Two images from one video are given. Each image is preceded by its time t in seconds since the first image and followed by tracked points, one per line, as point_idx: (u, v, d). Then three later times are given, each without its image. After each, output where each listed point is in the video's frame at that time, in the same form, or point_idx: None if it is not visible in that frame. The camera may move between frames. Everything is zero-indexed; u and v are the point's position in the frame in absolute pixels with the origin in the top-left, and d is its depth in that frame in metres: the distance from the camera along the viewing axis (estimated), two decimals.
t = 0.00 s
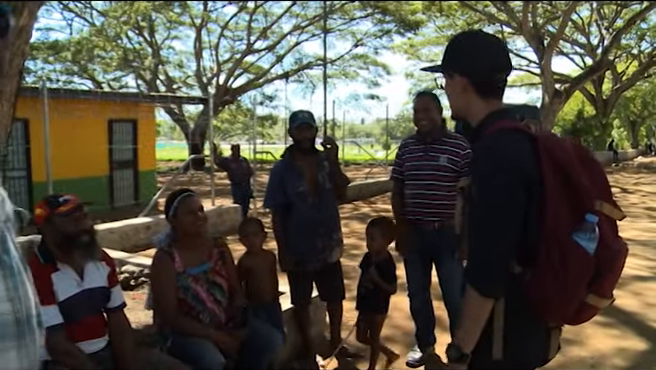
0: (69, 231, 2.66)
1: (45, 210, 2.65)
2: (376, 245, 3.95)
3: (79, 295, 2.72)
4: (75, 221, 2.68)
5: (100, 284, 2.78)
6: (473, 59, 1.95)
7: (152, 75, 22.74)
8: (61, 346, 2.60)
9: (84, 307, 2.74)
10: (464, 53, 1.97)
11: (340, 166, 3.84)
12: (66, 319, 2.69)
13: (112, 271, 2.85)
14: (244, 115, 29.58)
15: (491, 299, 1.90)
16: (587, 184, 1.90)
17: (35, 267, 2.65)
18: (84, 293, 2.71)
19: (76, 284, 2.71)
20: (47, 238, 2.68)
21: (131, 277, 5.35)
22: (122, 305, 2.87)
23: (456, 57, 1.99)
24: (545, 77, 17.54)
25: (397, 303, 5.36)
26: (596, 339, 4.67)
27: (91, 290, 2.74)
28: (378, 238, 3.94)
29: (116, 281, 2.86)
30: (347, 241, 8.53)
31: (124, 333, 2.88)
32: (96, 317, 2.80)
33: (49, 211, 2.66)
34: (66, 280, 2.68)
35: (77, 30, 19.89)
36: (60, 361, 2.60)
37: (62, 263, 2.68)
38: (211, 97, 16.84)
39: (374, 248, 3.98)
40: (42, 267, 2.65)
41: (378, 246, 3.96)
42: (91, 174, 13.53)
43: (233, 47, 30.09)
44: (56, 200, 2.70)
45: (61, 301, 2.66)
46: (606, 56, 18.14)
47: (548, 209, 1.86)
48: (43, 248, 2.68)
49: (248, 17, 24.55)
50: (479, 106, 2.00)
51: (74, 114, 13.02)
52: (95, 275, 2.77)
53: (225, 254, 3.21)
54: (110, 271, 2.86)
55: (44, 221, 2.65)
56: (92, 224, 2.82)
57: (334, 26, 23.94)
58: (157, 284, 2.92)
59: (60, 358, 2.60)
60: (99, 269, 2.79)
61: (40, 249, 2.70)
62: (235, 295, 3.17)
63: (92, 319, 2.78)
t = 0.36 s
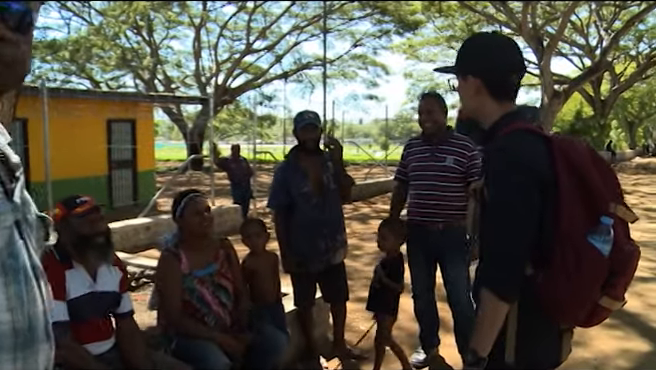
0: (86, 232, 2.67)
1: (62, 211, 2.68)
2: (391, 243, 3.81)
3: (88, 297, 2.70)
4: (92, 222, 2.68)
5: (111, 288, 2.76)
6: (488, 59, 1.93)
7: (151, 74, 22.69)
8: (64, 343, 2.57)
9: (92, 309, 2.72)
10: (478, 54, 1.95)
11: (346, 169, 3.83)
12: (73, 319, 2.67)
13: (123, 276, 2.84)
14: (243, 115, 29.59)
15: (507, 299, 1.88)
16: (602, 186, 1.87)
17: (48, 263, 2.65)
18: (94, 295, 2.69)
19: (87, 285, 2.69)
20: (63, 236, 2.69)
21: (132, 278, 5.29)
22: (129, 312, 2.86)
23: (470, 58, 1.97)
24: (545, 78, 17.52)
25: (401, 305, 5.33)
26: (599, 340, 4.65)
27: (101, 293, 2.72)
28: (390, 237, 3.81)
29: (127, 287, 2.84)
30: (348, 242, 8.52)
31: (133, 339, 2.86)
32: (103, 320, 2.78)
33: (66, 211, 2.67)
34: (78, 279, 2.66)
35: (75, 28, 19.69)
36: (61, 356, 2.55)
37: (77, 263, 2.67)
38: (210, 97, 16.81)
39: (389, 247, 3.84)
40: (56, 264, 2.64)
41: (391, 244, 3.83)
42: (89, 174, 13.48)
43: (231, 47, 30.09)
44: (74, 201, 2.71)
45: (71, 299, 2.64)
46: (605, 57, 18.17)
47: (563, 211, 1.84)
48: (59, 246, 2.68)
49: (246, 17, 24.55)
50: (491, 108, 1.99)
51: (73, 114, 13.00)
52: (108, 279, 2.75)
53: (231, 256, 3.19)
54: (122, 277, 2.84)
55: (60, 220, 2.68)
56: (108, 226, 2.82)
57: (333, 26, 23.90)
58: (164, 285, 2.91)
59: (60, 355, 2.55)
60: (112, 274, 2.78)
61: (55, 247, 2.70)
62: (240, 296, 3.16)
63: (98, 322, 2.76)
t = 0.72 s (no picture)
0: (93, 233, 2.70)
1: (66, 211, 2.70)
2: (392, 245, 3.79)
3: (86, 300, 2.74)
4: (96, 224, 2.72)
5: (108, 292, 2.82)
6: (485, 65, 1.92)
7: (134, 74, 22.51)
8: (71, 344, 2.59)
9: (91, 312, 2.77)
10: (479, 57, 1.93)
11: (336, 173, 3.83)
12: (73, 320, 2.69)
13: (120, 281, 2.90)
14: (226, 116, 29.46)
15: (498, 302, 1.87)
16: (598, 195, 1.88)
17: (49, 264, 2.65)
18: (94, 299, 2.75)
19: (87, 287, 2.74)
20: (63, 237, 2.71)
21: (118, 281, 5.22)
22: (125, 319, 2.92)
23: (469, 62, 1.95)
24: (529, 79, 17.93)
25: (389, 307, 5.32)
26: (588, 341, 4.66)
27: (99, 297, 2.78)
28: (392, 239, 3.79)
29: (123, 293, 2.91)
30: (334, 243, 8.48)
31: (127, 344, 2.91)
32: (101, 323, 2.82)
33: (69, 212, 2.70)
34: (79, 281, 2.70)
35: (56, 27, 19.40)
36: (68, 357, 2.58)
37: (78, 264, 2.69)
38: (194, 97, 16.70)
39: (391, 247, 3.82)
40: (58, 265, 2.65)
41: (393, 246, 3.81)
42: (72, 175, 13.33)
43: (215, 48, 29.93)
44: (77, 201, 2.75)
45: (72, 300, 2.69)
46: (587, 59, 18.30)
47: (556, 218, 1.84)
48: (60, 247, 2.69)
49: (230, 17, 24.41)
50: (491, 112, 1.97)
51: (56, 114, 12.86)
52: (105, 284, 2.81)
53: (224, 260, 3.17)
54: (118, 283, 2.90)
55: (63, 221, 2.70)
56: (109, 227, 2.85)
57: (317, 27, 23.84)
58: (156, 289, 2.89)
59: (67, 356, 2.58)
60: (109, 279, 2.83)
61: (55, 247, 2.72)
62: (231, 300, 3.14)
63: (97, 323, 2.80)
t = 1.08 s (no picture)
0: (82, 234, 2.65)
1: (54, 212, 2.65)
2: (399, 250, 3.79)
3: (74, 302, 2.68)
4: (85, 225, 2.67)
5: (96, 294, 2.77)
6: (480, 69, 1.90)
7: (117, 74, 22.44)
8: (61, 347, 2.54)
9: (80, 314, 2.71)
10: (477, 58, 1.91)
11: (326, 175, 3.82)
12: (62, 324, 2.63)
13: (107, 284, 2.85)
14: (210, 116, 29.36)
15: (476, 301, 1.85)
16: (583, 198, 1.81)
17: (35, 266, 2.59)
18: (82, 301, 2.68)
19: (75, 289, 2.67)
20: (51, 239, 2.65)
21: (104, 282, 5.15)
22: (113, 320, 2.87)
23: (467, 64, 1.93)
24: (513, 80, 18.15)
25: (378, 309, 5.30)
26: (577, 341, 4.67)
27: (87, 299, 2.72)
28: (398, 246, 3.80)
29: (111, 295, 2.86)
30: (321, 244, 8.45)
31: (117, 347, 2.86)
32: (90, 325, 2.76)
33: (57, 213, 2.66)
34: (67, 283, 2.64)
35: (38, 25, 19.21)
36: (59, 362, 2.52)
37: (66, 265, 2.64)
38: (178, 97, 16.60)
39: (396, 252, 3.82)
40: (45, 267, 2.59)
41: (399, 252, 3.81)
42: (54, 175, 13.15)
43: (199, 47, 29.84)
44: (66, 202, 2.70)
45: (60, 303, 2.62)
46: (570, 61, 18.47)
47: (540, 220, 1.79)
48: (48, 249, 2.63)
49: (215, 17, 24.33)
50: (489, 112, 1.94)
51: (38, 113, 12.72)
52: (94, 285, 2.75)
53: (215, 262, 3.15)
54: (106, 285, 2.84)
55: (51, 222, 2.64)
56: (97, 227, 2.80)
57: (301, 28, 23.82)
58: (146, 290, 2.85)
59: (57, 360, 2.52)
60: (98, 280, 2.77)
61: (42, 249, 2.65)
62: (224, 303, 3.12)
63: (86, 326, 2.74)
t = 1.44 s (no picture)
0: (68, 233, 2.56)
1: (38, 211, 2.54)
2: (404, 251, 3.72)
3: (60, 303, 2.62)
4: (71, 224, 2.58)
5: (83, 294, 2.71)
6: (443, 67, 1.89)
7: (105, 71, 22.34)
8: (47, 352, 2.49)
9: (66, 315, 2.65)
10: (443, 56, 1.91)
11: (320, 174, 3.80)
12: (47, 327, 2.57)
13: (95, 282, 2.79)
14: (199, 114, 29.29)
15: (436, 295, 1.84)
16: (536, 187, 1.72)
17: (17, 270, 2.51)
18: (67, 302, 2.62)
19: (60, 291, 2.61)
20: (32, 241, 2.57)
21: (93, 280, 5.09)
22: (101, 319, 2.82)
23: (433, 62, 1.93)
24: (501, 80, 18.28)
25: (368, 308, 5.28)
26: (568, 341, 4.68)
27: (73, 299, 2.66)
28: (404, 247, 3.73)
29: (99, 294, 2.80)
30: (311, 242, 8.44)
31: (106, 346, 2.82)
32: (77, 326, 2.71)
33: (42, 211, 2.55)
34: (50, 286, 2.57)
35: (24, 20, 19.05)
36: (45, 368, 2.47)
37: (50, 267, 2.57)
38: (167, 94, 16.52)
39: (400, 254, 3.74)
40: (27, 270, 2.52)
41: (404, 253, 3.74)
42: (42, 172, 13.03)
43: (188, 45, 29.76)
44: (51, 200, 2.59)
45: (43, 306, 2.55)
46: (558, 62, 18.60)
47: (490, 212, 1.73)
48: (30, 250, 2.55)
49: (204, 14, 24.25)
50: (455, 111, 1.94)
51: (25, 109, 12.60)
52: (80, 285, 2.69)
53: (208, 261, 3.13)
54: (93, 283, 2.78)
55: (34, 222, 2.54)
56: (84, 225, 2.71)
57: (291, 26, 23.81)
58: (137, 288, 2.82)
59: (43, 365, 2.47)
60: (84, 279, 2.71)
61: (24, 250, 2.57)
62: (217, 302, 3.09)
63: (72, 326, 2.68)
